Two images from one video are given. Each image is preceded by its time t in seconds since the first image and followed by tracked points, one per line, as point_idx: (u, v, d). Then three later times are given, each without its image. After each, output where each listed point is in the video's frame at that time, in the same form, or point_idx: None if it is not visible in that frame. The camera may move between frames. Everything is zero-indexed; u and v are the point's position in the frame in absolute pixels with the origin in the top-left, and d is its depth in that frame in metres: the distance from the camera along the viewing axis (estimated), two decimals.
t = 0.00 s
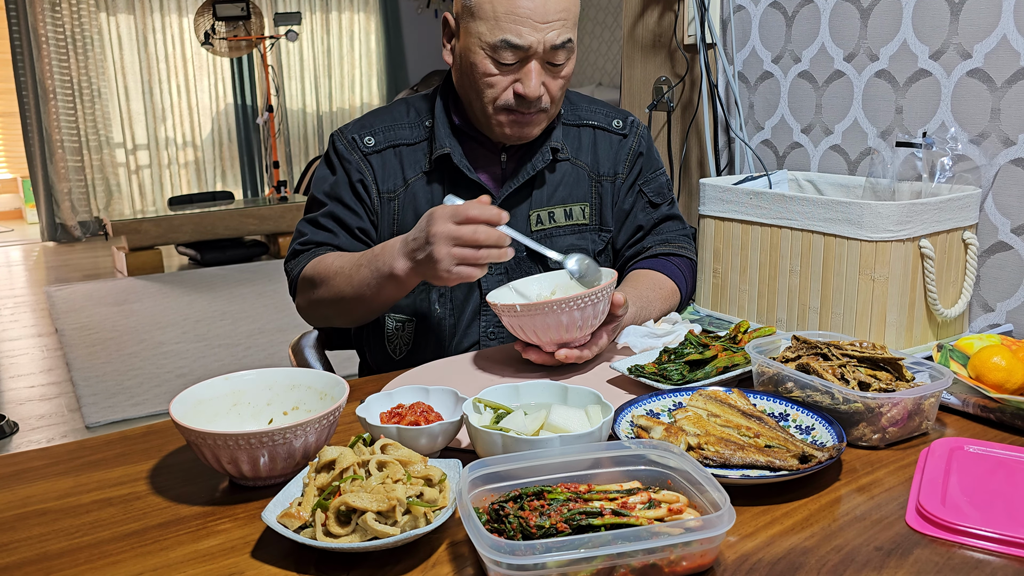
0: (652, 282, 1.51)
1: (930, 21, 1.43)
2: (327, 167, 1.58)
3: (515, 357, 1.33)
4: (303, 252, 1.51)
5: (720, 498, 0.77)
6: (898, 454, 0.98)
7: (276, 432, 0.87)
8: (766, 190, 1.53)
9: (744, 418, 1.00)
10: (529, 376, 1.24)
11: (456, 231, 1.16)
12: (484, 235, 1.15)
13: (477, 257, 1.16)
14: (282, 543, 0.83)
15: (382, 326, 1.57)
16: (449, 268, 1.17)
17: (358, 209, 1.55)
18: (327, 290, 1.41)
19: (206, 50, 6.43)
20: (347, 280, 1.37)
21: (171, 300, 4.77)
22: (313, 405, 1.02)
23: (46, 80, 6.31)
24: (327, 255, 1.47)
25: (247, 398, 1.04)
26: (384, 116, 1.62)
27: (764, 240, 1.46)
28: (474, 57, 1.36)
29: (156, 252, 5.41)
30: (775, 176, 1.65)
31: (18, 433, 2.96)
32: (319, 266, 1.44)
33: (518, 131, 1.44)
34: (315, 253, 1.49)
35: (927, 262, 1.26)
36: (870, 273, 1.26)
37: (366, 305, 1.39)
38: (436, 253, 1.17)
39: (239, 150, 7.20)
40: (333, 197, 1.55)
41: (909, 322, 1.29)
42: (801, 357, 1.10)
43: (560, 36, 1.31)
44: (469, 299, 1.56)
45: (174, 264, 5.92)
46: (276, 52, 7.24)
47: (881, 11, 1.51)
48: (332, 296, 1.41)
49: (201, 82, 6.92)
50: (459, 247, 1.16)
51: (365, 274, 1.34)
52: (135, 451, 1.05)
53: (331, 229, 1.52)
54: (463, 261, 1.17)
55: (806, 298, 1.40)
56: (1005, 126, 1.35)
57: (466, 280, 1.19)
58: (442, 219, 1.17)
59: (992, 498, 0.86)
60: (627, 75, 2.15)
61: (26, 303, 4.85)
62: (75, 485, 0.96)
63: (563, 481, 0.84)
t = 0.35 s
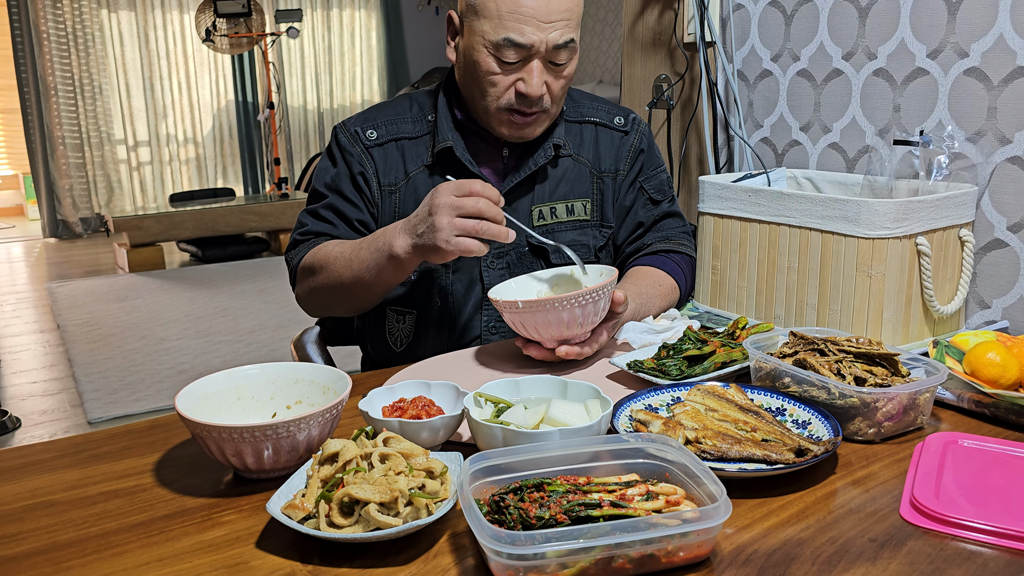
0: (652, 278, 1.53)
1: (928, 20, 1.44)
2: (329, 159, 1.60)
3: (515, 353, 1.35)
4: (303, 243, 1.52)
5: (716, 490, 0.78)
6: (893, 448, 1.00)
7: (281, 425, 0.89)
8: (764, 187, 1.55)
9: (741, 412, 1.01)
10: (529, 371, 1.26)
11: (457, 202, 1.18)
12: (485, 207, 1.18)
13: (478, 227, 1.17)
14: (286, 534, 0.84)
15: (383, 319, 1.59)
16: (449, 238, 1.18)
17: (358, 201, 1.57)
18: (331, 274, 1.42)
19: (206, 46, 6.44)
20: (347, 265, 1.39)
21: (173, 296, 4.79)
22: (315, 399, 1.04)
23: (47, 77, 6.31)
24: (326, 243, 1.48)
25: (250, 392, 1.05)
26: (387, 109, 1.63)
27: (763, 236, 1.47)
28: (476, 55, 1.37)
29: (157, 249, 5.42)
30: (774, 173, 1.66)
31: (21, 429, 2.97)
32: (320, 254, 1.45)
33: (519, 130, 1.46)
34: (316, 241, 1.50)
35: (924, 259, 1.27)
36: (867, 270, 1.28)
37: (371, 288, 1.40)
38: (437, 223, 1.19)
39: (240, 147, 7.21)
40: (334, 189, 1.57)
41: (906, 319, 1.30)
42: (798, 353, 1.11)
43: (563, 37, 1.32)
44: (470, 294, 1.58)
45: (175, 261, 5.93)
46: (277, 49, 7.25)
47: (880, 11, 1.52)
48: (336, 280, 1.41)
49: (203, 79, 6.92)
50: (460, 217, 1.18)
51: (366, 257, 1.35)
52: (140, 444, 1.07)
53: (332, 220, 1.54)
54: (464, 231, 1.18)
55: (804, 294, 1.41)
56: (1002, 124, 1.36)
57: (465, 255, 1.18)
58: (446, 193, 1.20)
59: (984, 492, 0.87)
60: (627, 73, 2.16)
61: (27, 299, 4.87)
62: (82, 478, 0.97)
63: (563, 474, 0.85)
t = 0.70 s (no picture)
0: (656, 278, 1.53)
1: (930, 20, 1.45)
2: (331, 165, 1.61)
3: (519, 351, 1.35)
4: (305, 250, 1.54)
5: (721, 484, 0.78)
6: (896, 444, 1.00)
7: (288, 420, 0.89)
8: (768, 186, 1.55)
9: (745, 408, 1.01)
10: (533, 369, 1.27)
11: (422, 239, 1.18)
12: (450, 244, 1.16)
13: (443, 265, 1.18)
14: (294, 527, 0.85)
15: (387, 320, 1.58)
16: (417, 275, 1.20)
17: (359, 207, 1.57)
18: (328, 286, 1.43)
19: (210, 50, 6.47)
20: (342, 280, 1.40)
21: (176, 299, 4.80)
22: (322, 395, 1.04)
23: (52, 80, 6.34)
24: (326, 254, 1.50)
25: (257, 388, 1.06)
26: (390, 112, 1.64)
27: (766, 236, 1.47)
28: (468, 31, 1.40)
29: (161, 251, 5.44)
30: (778, 173, 1.67)
31: (26, 430, 2.98)
32: (318, 266, 1.47)
33: (511, 109, 1.44)
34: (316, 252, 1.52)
35: (927, 257, 1.28)
36: (871, 269, 1.28)
37: (363, 303, 1.41)
38: (405, 260, 1.20)
39: (243, 150, 7.24)
40: (335, 197, 1.58)
41: (909, 317, 1.30)
42: (802, 350, 1.12)
43: (551, 3, 1.35)
44: (475, 294, 1.58)
45: (179, 263, 5.94)
46: (280, 52, 7.28)
47: (882, 10, 1.53)
48: (333, 293, 1.43)
49: (207, 82, 6.95)
50: (425, 254, 1.19)
51: (357, 275, 1.36)
52: (148, 440, 1.08)
53: (332, 228, 1.55)
54: (430, 268, 1.19)
55: (808, 293, 1.42)
56: (1004, 123, 1.37)
57: (437, 288, 1.21)
58: (412, 227, 1.20)
59: (987, 486, 0.88)
60: (630, 74, 2.17)
61: (32, 302, 4.88)
62: (89, 472, 0.98)
63: (568, 468, 0.86)
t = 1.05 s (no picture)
0: (651, 291, 1.56)
1: (920, 39, 1.48)
2: (333, 181, 1.64)
3: (518, 364, 1.38)
4: (308, 265, 1.57)
5: (712, 497, 0.81)
6: (885, 456, 1.02)
7: (292, 434, 0.92)
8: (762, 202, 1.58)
9: (739, 422, 1.04)
10: (531, 382, 1.29)
11: (418, 263, 1.21)
12: (445, 269, 1.19)
13: (439, 289, 1.21)
14: (298, 539, 0.87)
15: (386, 334, 1.61)
16: (414, 298, 1.23)
17: (360, 223, 1.60)
18: (329, 302, 1.46)
19: (212, 61, 6.52)
20: (343, 297, 1.43)
21: (178, 309, 4.83)
22: (325, 409, 1.07)
23: (55, 91, 6.38)
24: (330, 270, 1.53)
25: (261, 402, 1.08)
26: (391, 130, 1.67)
27: (760, 250, 1.50)
28: (472, 72, 1.41)
29: (163, 261, 5.47)
30: (772, 188, 1.70)
31: (29, 440, 3.00)
32: (321, 282, 1.50)
33: (514, 143, 1.50)
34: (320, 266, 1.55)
35: (917, 272, 1.31)
36: (862, 284, 1.31)
37: (363, 320, 1.44)
38: (402, 283, 1.23)
39: (245, 160, 7.29)
40: (337, 212, 1.61)
41: (900, 331, 1.33)
42: (793, 364, 1.14)
43: (555, 52, 1.36)
44: (473, 308, 1.62)
45: (181, 273, 5.97)
46: (282, 63, 7.33)
47: (874, 29, 1.56)
48: (334, 310, 1.45)
49: (209, 93, 7.00)
50: (421, 278, 1.22)
51: (358, 294, 1.39)
52: (155, 454, 1.10)
53: (334, 243, 1.58)
54: (425, 292, 1.22)
55: (800, 307, 1.45)
56: (994, 140, 1.40)
57: (434, 310, 1.25)
58: (409, 250, 1.23)
59: (973, 498, 0.90)
60: (627, 89, 2.20)
61: (34, 312, 4.90)
62: (98, 485, 1.01)
63: (564, 481, 0.88)
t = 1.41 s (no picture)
0: (650, 291, 1.57)
1: (916, 41, 1.49)
2: (335, 183, 1.65)
3: (517, 364, 1.39)
4: (309, 266, 1.58)
5: (708, 494, 0.82)
6: (881, 454, 1.03)
7: (292, 432, 0.93)
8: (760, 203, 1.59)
9: (735, 420, 1.04)
10: (531, 381, 1.30)
11: (425, 266, 1.22)
12: (452, 272, 1.21)
13: (444, 291, 1.23)
14: (298, 536, 0.88)
15: (387, 335, 1.61)
16: (418, 300, 1.24)
17: (361, 224, 1.61)
18: (330, 303, 1.47)
19: (214, 63, 6.54)
20: (344, 299, 1.44)
21: (180, 311, 4.84)
22: (325, 408, 1.08)
23: (57, 94, 6.40)
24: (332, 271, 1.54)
25: (262, 401, 1.09)
26: (392, 132, 1.68)
27: (758, 250, 1.51)
28: (476, 80, 1.42)
29: (164, 263, 5.48)
30: (770, 189, 1.71)
31: (31, 442, 3.02)
32: (322, 282, 1.51)
33: (515, 150, 1.51)
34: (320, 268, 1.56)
35: (914, 271, 1.32)
36: (859, 283, 1.31)
37: (363, 322, 1.45)
38: (407, 285, 1.24)
39: (246, 162, 7.31)
40: (338, 214, 1.62)
41: (897, 330, 1.34)
42: (790, 363, 1.15)
43: (561, 65, 1.37)
44: (474, 309, 1.63)
45: (182, 275, 5.99)
46: (283, 65, 7.35)
47: (870, 30, 1.57)
48: (335, 311, 1.46)
49: (210, 95, 7.02)
50: (428, 280, 1.23)
51: (360, 296, 1.40)
52: (157, 452, 1.11)
53: (335, 244, 1.59)
54: (431, 294, 1.23)
55: (798, 307, 1.45)
56: (990, 141, 1.41)
57: (437, 313, 1.25)
58: (416, 252, 1.24)
59: (968, 495, 0.91)
60: (627, 90, 2.21)
61: (36, 314, 4.92)
62: (101, 484, 1.01)
63: (562, 478, 0.89)
